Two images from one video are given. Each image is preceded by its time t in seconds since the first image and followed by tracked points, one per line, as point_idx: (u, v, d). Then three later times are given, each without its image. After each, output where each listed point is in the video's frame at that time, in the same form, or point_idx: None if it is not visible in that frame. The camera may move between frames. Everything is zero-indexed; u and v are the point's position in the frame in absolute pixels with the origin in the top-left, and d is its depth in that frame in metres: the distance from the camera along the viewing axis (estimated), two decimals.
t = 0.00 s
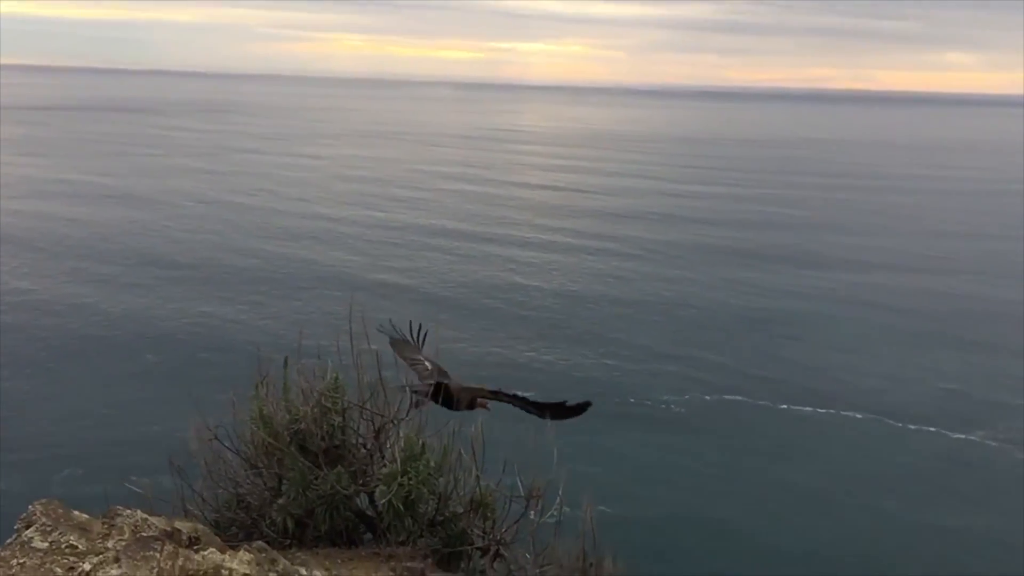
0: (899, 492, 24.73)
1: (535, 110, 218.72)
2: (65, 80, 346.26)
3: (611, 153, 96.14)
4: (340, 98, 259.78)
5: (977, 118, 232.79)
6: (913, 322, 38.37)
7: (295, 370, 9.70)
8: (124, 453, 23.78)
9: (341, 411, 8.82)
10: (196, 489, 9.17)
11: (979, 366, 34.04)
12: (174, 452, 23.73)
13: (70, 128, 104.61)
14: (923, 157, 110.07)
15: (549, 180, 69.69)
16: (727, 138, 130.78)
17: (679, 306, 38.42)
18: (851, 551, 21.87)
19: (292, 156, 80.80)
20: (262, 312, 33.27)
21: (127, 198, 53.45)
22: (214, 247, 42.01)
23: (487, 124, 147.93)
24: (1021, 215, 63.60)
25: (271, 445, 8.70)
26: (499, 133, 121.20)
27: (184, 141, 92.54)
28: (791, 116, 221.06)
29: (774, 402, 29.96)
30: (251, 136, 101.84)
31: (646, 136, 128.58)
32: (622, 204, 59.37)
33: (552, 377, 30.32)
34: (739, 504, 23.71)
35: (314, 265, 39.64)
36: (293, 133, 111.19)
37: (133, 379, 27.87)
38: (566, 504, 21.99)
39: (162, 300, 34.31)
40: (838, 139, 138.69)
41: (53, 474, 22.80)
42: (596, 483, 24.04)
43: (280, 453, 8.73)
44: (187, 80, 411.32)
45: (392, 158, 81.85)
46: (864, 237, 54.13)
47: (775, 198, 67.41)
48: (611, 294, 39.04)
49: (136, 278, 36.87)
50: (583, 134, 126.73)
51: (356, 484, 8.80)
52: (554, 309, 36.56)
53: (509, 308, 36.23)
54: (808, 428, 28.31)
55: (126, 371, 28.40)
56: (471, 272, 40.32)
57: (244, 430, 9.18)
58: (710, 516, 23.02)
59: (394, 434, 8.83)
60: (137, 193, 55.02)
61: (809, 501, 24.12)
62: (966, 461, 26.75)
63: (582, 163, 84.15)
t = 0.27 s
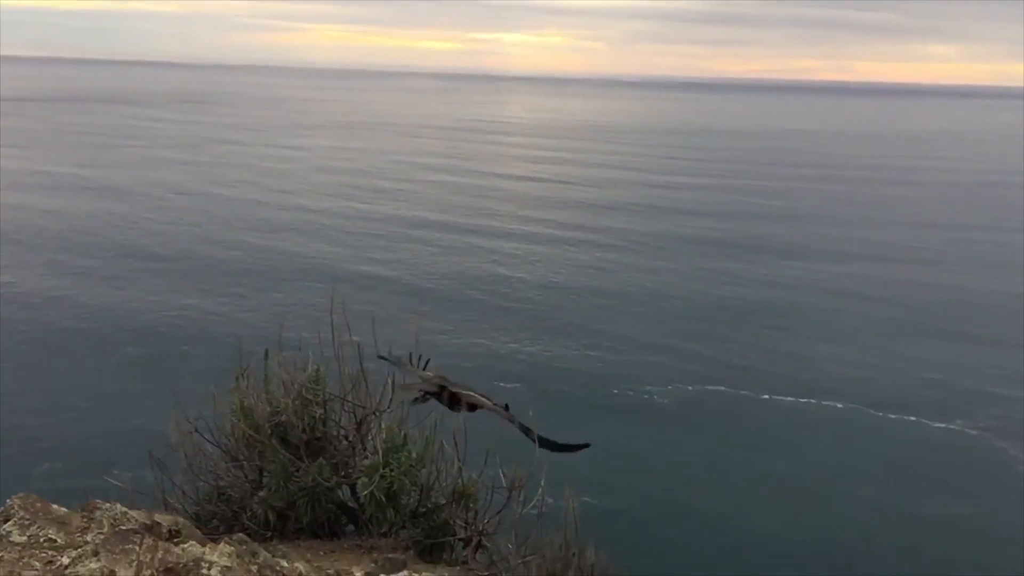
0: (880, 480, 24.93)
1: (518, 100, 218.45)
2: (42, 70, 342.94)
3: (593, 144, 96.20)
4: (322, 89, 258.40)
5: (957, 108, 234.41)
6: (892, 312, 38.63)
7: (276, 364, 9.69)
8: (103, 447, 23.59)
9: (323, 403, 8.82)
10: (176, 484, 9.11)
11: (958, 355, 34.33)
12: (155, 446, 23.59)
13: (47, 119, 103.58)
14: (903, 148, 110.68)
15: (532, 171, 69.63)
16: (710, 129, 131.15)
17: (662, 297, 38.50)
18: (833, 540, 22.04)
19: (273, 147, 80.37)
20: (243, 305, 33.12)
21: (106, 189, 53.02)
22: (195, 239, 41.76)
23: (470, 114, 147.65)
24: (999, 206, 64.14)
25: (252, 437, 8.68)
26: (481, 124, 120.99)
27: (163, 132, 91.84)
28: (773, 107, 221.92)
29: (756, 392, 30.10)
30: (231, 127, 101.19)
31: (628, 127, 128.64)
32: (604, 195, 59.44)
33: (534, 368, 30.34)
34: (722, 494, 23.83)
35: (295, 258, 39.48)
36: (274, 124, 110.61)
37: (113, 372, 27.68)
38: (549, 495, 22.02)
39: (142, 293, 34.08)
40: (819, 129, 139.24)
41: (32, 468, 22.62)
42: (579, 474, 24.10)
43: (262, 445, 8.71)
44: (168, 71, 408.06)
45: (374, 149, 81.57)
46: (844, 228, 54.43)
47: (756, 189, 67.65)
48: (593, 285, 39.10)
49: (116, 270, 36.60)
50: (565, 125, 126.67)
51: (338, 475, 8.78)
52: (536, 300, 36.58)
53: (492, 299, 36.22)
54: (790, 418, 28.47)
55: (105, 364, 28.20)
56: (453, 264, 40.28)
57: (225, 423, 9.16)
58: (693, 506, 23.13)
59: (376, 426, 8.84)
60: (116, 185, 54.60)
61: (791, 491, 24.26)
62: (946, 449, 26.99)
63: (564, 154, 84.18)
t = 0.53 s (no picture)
0: (858, 468, 25.15)
1: (500, 91, 218.13)
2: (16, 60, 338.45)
3: (574, 135, 96.23)
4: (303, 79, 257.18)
5: (936, 100, 236.22)
6: (870, 302, 38.98)
7: (256, 356, 9.67)
8: (82, 441, 23.45)
9: (302, 394, 8.81)
10: (155, 476, 9.08)
11: (936, 344, 34.68)
12: (135, 438, 23.47)
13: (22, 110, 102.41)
14: (882, 138, 111.37)
15: (514, 162, 69.60)
16: (691, 120, 131.59)
17: (643, 287, 38.64)
18: (811, 528, 22.23)
19: (252, 138, 79.87)
20: (223, 296, 32.96)
21: (84, 181, 52.55)
22: (173, 231, 41.48)
23: (452, 105, 147.28)
24: (976, 196, 64.74)
25: (231, 428, 8.67)
26: (462, 115, 120.67)
27: (141, 123, 90.97)
28: (754, 98, 222.72)
29: (736, 382, 30.29)
30: (209, 118, 100.38)
31: (608, 118, 128.69)
32: (585, 186, 59.49)
33: (516, 359, 30.41)
34: (704, 483, 23.99)
35: (275, 249, 39.31)
36: (255, 114, 109.95)
37: (93, 365, 27.51)
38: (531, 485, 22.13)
39: (121, 285, 33.84)
40: (798, 120, 139.86)
41: (11, 461, 22.45)
42: (561, 463, 24.22)
43: (241, 437, 8.70)
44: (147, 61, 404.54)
45: (354, 140, 81.20)
46: (824, 218, 54.79)
47: (736, 179, 67.94)
48: (575, 275, 39.17)
49: (94, 262, 36.31)
50: (546, 116, 126.58)
51: (318, 466, 8.77)
52: (517, 291, 36.62)
53: (473, 290, 36.23)
54: (771, 407, 28.66)
55: (84, 357, 28.02)
56: (434, 255, 40.23)
57: (204, 414, 9.13)
58: (674, 495, 23.28)
59: (357, 417, 8.85)
60: (94, 176, 54.10)
61: (771, 480, 24.43)
62: (925, 437, 27.25)
63: (545, 145, 84.14)
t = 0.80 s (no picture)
0: (835, 454, 25.39)
1: (479, 80, 217.51)
2: None
3: (551, 125, 96.11)
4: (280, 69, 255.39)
5: (912, 90, 238.07)
6: (847, 290, 39.27)
7: (232, 345, 9.58)
8: (59, 434, 23.22)
9: (280, 385, 8.77)
10: (130, 467, 9.01)
11: (911, 332, 35.01)
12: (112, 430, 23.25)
13: None
14: (858, 128, 112.06)
15: (492, 152, 69.42)
16: (669, 110, 131.83)
17: (622, 277, 38.72)
18: (789, 515, 22.44)
19: (228, 128, 79.12)
20: (200, 288, 32.70)
21: (56, 171, 51.87)
22: (149, 221, 41.06)
23: (430, 94, 146.54)
24: (950, 185, 65.32)
25: (208, 420, 8.61)
26: (440, 105, 120.10)
27: (114, 112, 89.80)
28: (732, 88, 223.58)
29: (715, 370, 30.44)
30: (184, 108, 99.30)
31: (586, 108, 128.60)
32: (563, 175, 59.47)
33: (495, 349, 30.41)
34: (683, 471, 24.13)
35: (252, 240, 39.02)
36: (230, 104, 108.99)
37: (68, 357, 27.22)
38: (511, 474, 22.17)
39: (96, 277, 33.48)
40: (775, 110, 140.31)
41: None
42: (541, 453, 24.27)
43: (217, 428, 8.64)
44: (122, 50, 400.07)
45: (331, 130, 80.64)
46: (801, 208, 55.08)
47: (714, 169, 68.14)
48: (554, 265, 39.19)
49: (68, 254, 35.87)
50: (524, 106, 126.22)
51: (296, 457, 8.75)
52: (496, 281, 36.58)
53: (452, 280, 36.16)
54: (749, 395, 28.84)
55: (59, 349, 27.71)
56: (413, 245, 40.11)
57: (180, 406, 9.05)
58: (655, 483, 23.39)
59: (335, 407, 8.83)
60: (67, 166, 53.40)
61: (749, 467, 24.61)
62: (900, 424, 27.54)
63: (523, 135, 83.92)
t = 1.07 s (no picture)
0: (815, 443, 25.60)
1: (461, 70, 216.70)
2: None
3: (533, 115, 96.06)
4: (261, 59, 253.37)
5: (892, 80, 239.29)
6: (826, 280, 39.53)
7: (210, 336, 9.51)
8: (37, 427, 23.05)
9: (259, 376, 8.72)
10: (108, 459, 8.98)
11: (889, 321, 35.31)
12: (91, 422, 23.12)
13: None
14: (837, 118, 112.58)
15: (474, 142, 69.25)
16: (651, 100, 131.84)
17: (604, 268, 38.79)
18: (769, 504, 22.60)
19: (207, 118, 78.53)
20: (179, 280, 32.52)
21: (33, 162, 51.36)
22: (127, 213, 40.77)
23: (411, 85, 145.94)
24: (929, 175, 65.79)
25: (186, 412, 8.56)
26: (421, 95, 119.67)
27: (91, 103, 88.89)
28: (714, 77, 224.04)
29: (696, 360, 30.60)
30: (162, 98, 98.42)
31: (567, 98, 128.46)
32: (544, 166, 59.48)
33: (477, 339, 30.44)
34: (664, 460, 24.25)
35: (232, 231, 38.82)
36: (209, 94, 108.11)
37: (46, 350, 27.02)
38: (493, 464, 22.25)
39: (74, 268, 33.24)
40: (756, 100, 140.69)
41: None
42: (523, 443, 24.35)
43: (195, 420, 8.60)
44: (98, 39, 395.65)
45: (311, 120, 80.23)
46: (782, 198, 55.31)
47: (694, 159, 68.34)
48: (535, 256, 39.23)
49: (46, 246, 35.57)
50: (505, 96, 125.94)
51: (275, 449, 8.72)
52: (477, 272, 36.59)
53: (433, 270, 36.14)
54: (730, 384, 29.01)
55: (37, 342, 27.51)
56: (393, 236, 40.04)
57: (158, 397, 9.01)
58: (636, 473, 23.51)
59: (314, 398, 8.81)
60: (43, 157, 52.87)
61: (730, 456, 24.77)
62: (879, 412, 27.77)
63: (504, 125, 83.79)
